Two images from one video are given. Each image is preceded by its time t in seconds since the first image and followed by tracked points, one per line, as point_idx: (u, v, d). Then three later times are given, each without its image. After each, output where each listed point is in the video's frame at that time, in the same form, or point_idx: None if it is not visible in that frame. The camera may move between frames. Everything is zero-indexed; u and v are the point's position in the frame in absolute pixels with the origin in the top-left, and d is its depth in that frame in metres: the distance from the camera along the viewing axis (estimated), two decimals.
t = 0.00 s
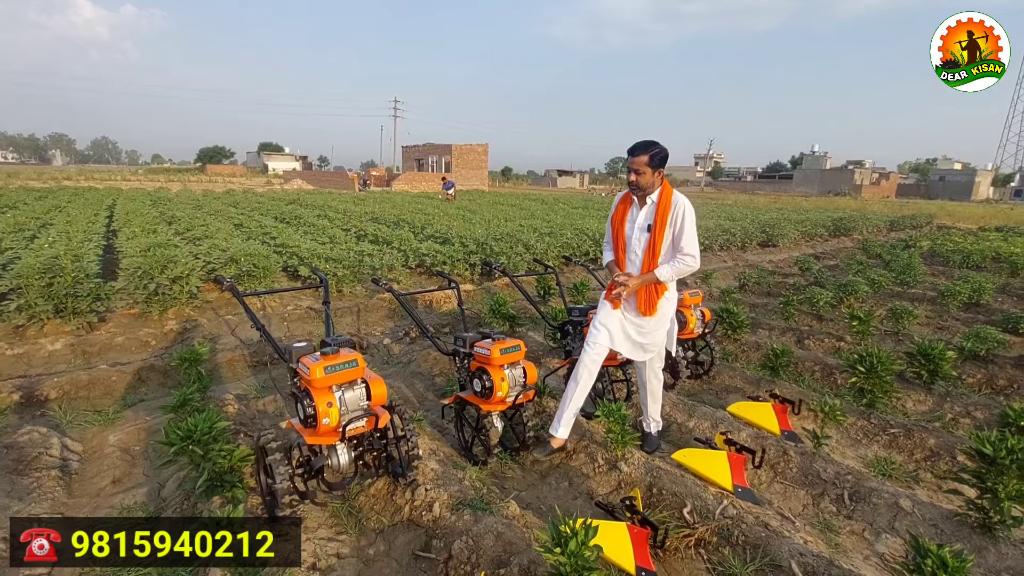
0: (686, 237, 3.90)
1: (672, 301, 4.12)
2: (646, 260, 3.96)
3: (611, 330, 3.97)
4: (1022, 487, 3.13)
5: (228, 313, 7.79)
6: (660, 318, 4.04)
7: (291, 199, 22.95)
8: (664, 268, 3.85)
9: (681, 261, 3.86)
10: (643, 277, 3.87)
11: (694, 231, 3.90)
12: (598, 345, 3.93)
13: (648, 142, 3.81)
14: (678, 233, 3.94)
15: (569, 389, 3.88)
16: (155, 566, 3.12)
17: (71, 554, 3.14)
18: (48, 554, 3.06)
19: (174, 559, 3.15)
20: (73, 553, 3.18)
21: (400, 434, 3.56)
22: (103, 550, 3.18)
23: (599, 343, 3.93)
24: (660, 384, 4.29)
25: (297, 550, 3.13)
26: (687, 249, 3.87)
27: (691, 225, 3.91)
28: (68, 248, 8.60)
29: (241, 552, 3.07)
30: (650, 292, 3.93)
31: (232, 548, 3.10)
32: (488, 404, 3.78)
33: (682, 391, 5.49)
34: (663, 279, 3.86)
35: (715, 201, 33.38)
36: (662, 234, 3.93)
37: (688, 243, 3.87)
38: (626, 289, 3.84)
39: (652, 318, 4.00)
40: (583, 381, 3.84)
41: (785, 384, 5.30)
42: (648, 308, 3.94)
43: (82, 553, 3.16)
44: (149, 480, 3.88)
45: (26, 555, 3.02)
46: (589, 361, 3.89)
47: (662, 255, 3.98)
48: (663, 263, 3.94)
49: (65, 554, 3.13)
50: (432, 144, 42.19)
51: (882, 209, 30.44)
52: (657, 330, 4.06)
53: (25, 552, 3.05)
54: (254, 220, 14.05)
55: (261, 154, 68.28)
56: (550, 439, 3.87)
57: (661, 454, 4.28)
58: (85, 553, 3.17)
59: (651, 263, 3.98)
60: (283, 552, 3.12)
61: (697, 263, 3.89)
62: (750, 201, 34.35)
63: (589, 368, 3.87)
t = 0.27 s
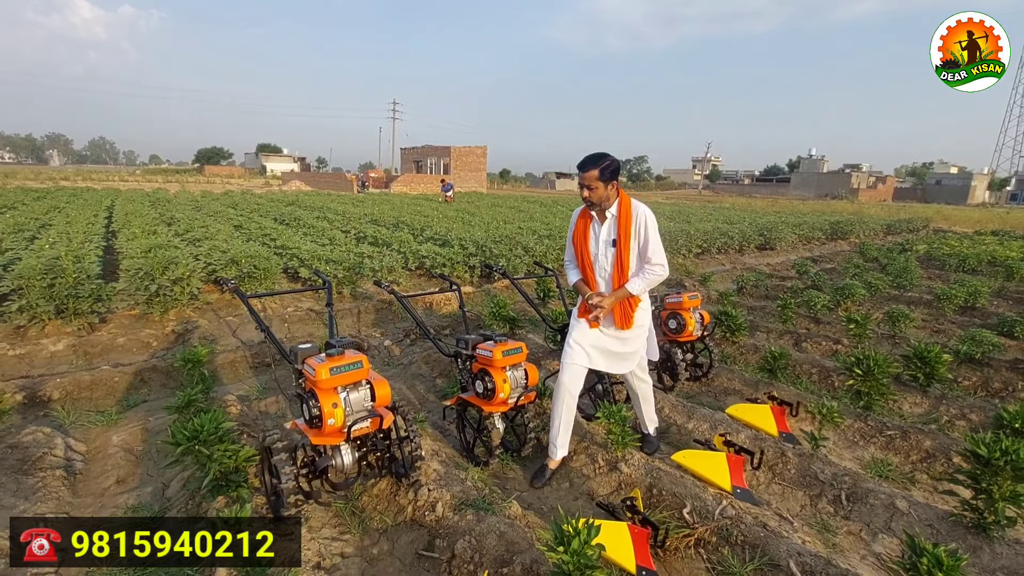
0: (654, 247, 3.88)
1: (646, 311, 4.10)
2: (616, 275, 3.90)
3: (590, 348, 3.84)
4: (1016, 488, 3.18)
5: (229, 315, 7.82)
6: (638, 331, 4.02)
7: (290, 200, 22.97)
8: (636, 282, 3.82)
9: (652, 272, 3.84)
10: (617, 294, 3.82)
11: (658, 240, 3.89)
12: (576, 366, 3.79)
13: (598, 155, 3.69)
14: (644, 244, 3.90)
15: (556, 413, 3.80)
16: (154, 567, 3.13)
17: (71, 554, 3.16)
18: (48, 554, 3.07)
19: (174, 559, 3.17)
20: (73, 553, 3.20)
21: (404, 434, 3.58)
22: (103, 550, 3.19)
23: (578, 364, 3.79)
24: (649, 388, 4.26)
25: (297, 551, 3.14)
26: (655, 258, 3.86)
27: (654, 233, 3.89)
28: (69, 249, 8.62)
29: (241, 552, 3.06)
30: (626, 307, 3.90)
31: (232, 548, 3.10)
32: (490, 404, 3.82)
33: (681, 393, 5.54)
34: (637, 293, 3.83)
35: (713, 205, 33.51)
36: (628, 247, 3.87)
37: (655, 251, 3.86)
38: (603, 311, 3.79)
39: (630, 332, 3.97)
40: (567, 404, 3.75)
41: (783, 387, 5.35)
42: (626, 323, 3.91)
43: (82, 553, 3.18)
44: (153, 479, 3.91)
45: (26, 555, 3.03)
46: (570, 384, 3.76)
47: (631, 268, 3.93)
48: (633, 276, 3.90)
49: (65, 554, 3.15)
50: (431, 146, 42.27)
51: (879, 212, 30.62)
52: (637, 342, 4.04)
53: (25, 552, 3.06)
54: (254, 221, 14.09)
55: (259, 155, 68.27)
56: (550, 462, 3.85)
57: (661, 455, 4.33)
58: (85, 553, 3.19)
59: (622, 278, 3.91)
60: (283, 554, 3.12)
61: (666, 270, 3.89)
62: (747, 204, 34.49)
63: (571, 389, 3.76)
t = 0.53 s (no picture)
0: (626, 244, 3.68)
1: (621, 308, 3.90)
2: (586, 273, 3.72)
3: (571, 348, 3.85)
4: (1009, 487, 3.25)
5: (232, 314, 7.87)
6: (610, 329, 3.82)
7: (290, 200, 23.01)
8: (604, 281, 3.61)
9: (623, 271, 3.64)
10: (584, 294, 3.63)
11: (630, 238, 3.69)
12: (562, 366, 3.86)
13: (568, 151, 3.51)
14: (616, 241, 3.71)
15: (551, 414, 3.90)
16: (154, 567, 3.16)
17: (71, 554, 3.18)
18: (48, 554, 3.06)
19: (173, 559, 3.19)
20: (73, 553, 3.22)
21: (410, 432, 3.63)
22: (104, 550, 3.22)
23: (564, 364, 3.84)
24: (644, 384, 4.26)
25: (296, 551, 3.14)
26: (626, 257, 3.66)
27: (627, 230, 3.70)
28: (72, 247, 8.66)
29: (241, 552, 3.06)
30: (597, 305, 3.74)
31: (231, 548, 3.11)
32: (494, 403, 3.88)
33: (680, 393, 5.60)
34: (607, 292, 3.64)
35: (712, 207, 33.64)
36: (599, 245, 3.68)
37: (626, 250, 3.65)
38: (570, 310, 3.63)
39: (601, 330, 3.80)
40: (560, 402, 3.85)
41: (782, 387, 5.42)
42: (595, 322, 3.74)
43: (82, 554, 3.21)
44: (161, 475, 3.95)
45: (26, 555, 3.02)
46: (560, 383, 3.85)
47: (601, 266, 3.73)
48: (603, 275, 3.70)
49: (65, 555, 3.16)
50: (431, 146, 42.31)
51: (876, 215, 30.77)
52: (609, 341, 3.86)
53: (25, 552, 3.06)
54: (255, 221, 14.14)
55: (258, 155, 68.26)
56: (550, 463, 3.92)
57: (661, 454, 4.39)
58: (85, 553, 3.22)
59: (591, 276, 3.73)
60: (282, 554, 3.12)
61: (638, 270, 3.69)
62: (745, 206, 34.59)
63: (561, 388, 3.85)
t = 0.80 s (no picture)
0: (621, 238, 3.71)
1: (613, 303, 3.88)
2: (580, 266, 3.73)
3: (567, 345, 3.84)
4: (1003, 483, 3.33)
5: (236, 312, 7.94)
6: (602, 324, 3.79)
7: (291, 199, 23.10)
8: (599, 273, 3.62)
9: (618, 264, 3.66)
10: (578, 286, 3.63)
11: (626, 232, 3.73)
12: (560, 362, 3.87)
13: (566, 143, 3.58)
14: (611, 234, 3.73)
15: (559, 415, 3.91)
16: (153, 567, 3.16)
17: (70, 553, 3.13)
18: (48, 555, 3.03)
19: (174, 559, 3.19)
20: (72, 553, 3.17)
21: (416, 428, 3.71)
22: (103, 551, 3.19)
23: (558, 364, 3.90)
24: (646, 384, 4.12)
25: (296, 550, 3.12)
26: (622, 250, 3.69)
27: (623, 225, 3.73)
28: (77, 246, 8.72)
29: (241, 552, 3.12)
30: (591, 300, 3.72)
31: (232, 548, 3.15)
32: (499, 400, 3.96)
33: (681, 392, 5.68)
34: (602, 285, 3.64)
35: (712, 208, 33.74)
36: (595, 238, 3.71)
37: (622, 244, 3.69)
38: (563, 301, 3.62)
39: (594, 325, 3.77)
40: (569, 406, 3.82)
41: (781, 387, 5.50)
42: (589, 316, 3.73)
43: (82, 553, 3.16)
44: (170, 470, 4.01)
45: (25, 555, 2.99)
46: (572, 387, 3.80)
47: (596, 260, 3.75)
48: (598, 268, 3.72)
49: (64, 554, 3.12)
50: (431, 147, 42.39)
51: (875, 217, 30.88)
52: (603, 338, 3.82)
53: (26, 551, 3.03)
54: (257, 220, 14.20)
55: (258, 154, 68.30)
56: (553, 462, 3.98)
57: (661, 451, 4.46)
58: (84, 553, 3.17)
59: (586, 270, 3.74)
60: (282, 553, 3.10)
61: (633, 264, 3.71)
62: (745, 207, 34.68)
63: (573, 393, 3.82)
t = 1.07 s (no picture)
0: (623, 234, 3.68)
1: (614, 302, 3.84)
2: (583, 263, 3.70)
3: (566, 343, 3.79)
4: (997, 477, 3.40)
5: (240, 311, 8.00)
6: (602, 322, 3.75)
7: (292, 199, 23.18)
8: (603, 269, 3.60)
9: (621, 259, 3.63)
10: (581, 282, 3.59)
11: (629, 228, 3.71)
12: (560, 361, 3.84)
13: (569, 138, 3.61)
14: (612, 230, 3.70)
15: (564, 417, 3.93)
16: (152, 567, 3.18)
17: (71, 554, 3.18)
18: (47, 555, 3.08)
19: (173, 559, 3.19)
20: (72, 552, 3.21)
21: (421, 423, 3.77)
22: (103, 550, 3.22)
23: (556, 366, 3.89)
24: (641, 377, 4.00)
25: (295, 552, 3.07)
26: (625, 247, 3.66)
27: (625, 221, 3.70)
28: (81, 245, 8.78)
29: (241, 552, 3.09)
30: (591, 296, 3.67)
31: (232, 548, 3.14)
32: (502, 396, 4.02)
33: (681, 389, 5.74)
34: (603, 281, 3.59)
35: (712, 209, 33.83)
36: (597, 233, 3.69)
37: (625, 240, 3.66)
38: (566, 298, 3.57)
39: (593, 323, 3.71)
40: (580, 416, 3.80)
41: (780, 384, 5.56)
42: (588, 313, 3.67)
43: (82, 553, 3.20)
44: (178, 465, 4.07)
45: (25, 556, 3.05)
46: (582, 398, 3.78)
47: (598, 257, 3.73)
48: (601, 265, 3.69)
49: (64, 554, 3.16)
50: (432, 147, 42.47)
51: (875, 217, 30.96)
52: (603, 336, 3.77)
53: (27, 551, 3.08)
54: (259, 220, 14.28)
55: (258, 154, 68.35)
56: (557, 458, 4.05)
57: (663, 446, 4.53)
58: (85, 553, 3.21)
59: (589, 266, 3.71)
60: (281, 554, 3.07)
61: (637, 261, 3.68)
62: (745, 208, 34.75)
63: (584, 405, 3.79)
